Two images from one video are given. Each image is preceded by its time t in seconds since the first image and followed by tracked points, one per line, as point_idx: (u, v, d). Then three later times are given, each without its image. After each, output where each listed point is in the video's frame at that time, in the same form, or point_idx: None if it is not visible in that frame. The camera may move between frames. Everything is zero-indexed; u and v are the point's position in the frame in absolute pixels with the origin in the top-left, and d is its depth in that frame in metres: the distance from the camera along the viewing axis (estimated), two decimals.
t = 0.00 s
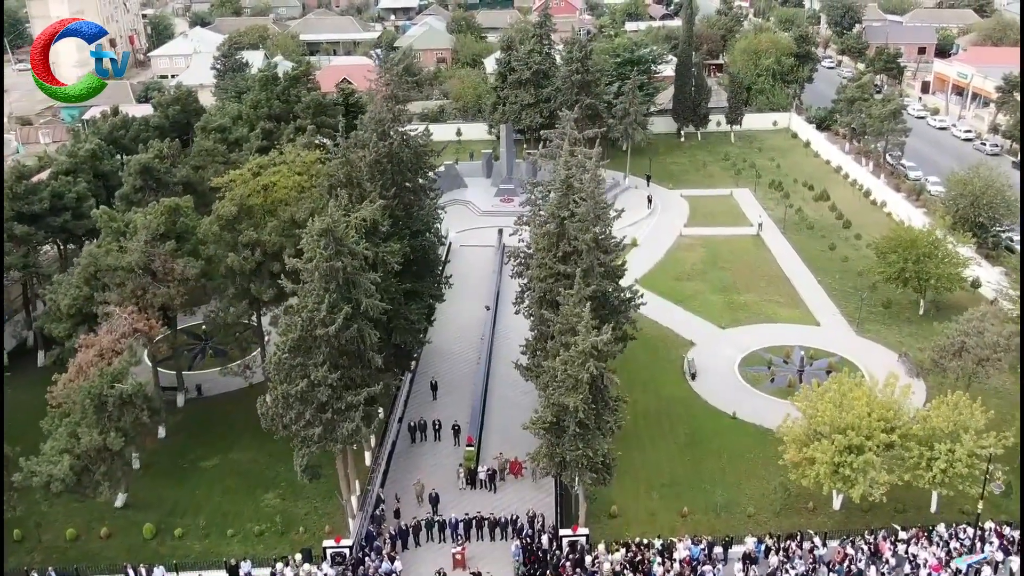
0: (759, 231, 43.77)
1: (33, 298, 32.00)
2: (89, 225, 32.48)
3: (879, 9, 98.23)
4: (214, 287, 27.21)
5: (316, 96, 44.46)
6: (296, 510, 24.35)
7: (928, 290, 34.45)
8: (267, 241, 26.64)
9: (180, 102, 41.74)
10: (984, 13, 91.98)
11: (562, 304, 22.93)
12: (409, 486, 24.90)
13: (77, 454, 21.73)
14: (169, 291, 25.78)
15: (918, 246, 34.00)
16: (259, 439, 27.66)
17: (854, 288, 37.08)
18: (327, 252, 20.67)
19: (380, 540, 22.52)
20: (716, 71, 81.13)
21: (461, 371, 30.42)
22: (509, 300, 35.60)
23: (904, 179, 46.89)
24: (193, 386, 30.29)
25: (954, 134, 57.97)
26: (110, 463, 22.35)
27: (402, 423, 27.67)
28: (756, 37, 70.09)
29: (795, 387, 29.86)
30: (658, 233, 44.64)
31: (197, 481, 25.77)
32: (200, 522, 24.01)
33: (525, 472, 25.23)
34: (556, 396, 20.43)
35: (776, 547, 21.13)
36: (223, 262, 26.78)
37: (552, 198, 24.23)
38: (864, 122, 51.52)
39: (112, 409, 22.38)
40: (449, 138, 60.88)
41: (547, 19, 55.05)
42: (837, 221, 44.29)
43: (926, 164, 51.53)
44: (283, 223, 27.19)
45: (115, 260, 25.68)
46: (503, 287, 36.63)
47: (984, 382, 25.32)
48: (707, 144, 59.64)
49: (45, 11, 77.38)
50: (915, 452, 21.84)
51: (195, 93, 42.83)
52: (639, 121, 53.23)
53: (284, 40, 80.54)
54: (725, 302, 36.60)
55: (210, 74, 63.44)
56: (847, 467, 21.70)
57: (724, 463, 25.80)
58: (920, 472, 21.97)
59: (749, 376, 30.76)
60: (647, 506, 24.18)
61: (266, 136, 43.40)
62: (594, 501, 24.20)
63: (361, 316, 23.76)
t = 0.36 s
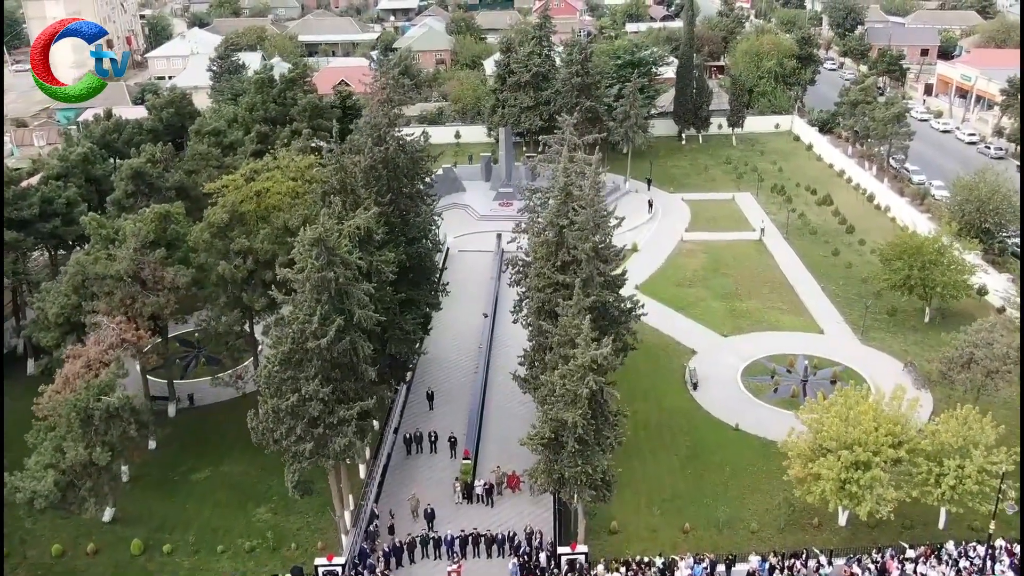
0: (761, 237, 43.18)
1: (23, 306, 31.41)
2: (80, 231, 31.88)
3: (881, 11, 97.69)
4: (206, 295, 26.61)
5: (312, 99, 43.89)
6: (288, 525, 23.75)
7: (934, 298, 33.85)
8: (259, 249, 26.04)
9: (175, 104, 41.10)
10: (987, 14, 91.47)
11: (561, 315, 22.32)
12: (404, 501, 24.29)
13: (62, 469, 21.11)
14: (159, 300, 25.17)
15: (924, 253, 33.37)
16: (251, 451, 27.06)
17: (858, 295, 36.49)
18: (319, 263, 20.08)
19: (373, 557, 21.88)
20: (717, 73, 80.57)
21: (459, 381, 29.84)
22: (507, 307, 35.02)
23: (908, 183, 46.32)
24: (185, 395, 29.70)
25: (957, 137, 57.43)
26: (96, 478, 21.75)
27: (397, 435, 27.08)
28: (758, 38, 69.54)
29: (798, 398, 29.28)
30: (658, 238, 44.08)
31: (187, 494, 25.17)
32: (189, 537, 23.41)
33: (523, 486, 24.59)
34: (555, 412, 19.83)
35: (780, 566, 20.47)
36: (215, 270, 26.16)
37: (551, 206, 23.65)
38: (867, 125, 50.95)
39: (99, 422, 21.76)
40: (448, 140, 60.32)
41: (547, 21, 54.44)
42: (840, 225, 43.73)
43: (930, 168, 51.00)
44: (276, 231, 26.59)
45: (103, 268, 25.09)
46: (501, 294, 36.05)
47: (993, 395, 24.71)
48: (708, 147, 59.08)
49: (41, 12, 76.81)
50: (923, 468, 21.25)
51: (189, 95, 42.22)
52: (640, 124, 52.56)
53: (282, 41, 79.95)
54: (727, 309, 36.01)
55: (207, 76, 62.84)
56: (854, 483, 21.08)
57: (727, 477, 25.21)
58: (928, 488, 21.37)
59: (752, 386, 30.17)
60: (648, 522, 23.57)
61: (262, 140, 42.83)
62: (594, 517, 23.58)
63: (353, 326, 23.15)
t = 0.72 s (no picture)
0: (764, 243, 42.50)
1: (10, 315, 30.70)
2: (68, 238, 31.18)
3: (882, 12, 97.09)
4: (195, 305, 25.92)
5: (307, 102, 43.21)
6: (279, 544, 23.06)
7: (940, 307, 33.17)
8: (249, 259, 25.33)
9: (167, 108, 40.29)
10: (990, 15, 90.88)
11: (559, 329, 21.64)
12: (398, 519, 23.61)
13: (43, 488, 20.40)
14: (147, 311, 24.46)
15: (931, 261, 32.67)
16: (242, 465, 26.37)
17: (863, 304, 35.82)
18: (308, 275, 19.43)
19: None
20: (718, 75, 79.85)
21: (455, 393, 29.17)
22: (505, 316, 34.35)
23: (913, 188, 45.68)
24: (175, 407, 29.05)
25: (962, 141, 56.85)
26: (78, 497, 21.04)
27: (392, 450, 26.39)
28: (759, 40, 68.88)
29: (803, 410, 28.60)
30: (659, 243, 43.38)
31: (175, 511, 24.47)
32: (176, 556, 22.72)
33: (520, 504, 23.87)
34: (553, 431, 19.16)
35: None
36: (203, 280, 25.43)
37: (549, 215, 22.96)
38: (871, 129, 50.31)
39: (82, 439, 21.04)
40: (446, 144, 59.67)
41: (546, 23, 53.72)
42: (843, 232, 43.10)
43: (935, 173, 50.42)
44: (267, 240, 25.92)
45: (89, 279, 24.38)
46: (499, 302, 35.38)
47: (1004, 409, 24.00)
48: (710, 150, 58.39)
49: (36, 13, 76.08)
50: (933, 488, 20.55)
51: (182, 99, 41.49)
52: (641, 128, 51.42)
53: (279, 42, 79.25)
54: (729, 317, 35.31)
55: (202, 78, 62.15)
56: (862, 504, 20.36)
57: (730, 493, 24.51)
58: (938, 508, 20.67)
59: (755, 398, 29.49)
60: (648, 541, 22.88)
61: (257, 144, 42.16)
62: (593, 536, 22.89)
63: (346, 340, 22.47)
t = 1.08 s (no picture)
0: (767, 248, 41.85)
1: None
2: (56, 246, 30.48)
3: (885, 12, 96.39)
4: (184, 316, 25.20)
5: (303, 105, 42.56)
6: (268, 564, 22.37)
7: (947, 315, 32.51)
8: (239, 269, 24.64)
9: (160, 112, 39.36)
10: (993, 16, 90.20)
11: (557, 343, 20.94)
12: (391, 537, 22.91)
13: (23, 509, 19.64)
14: (133, 322, 23.74)
15: (938, 269, 31.95)
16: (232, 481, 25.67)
17: (868, 312, 35.16)
18: (298, 289, 18.75)
19: None
20: (720, 76, 79.18)
21: (451, 405, 28.49)
22: (503, 324, 33.68)
23: (918, 193, 45.05)
24: (164, 419, 28.39)
25: (967, 143, 56.24)
26: (61, 517, 20.30)
27: (387, 464, 25.69)
28: (761, 42, 68.22)
29: (808, 423, 27.90)
30: (660, 249, 42.70)
31: (162, 528, 23.76)
32: None
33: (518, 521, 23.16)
34: (551, 451, 18.46)
35: None
36: (192, 291, 24.69)
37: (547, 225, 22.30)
38: (875, 132, 49.67)
39: (64, 457, 20.24)
40: (444, 146, 59.00)
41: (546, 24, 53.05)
42: (847, 237, 42.47)
43: (940, 176, 49.80)
44: (258, 249, 25.24)
45: (74, 290, 23.62)
46: (497, 311, 34.72)
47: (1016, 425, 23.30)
48: (711, 154, 57.73)
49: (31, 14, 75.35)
50: (944, 508, 19.80)
51: (176, 102, 40.79)
52: (642, 131, 50.77)
53: (276, 44, 78.57)
54: (732, 326, 34.63)
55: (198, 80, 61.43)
56: (871, 525, 19.62)
57: (733, 511, 23.81)
58: (950, 530, 19.89)
59: (758, 409, 28.79)
60: (650, 561, 22.18)
61: (251, 148, 41.50)
62: (593, 555, 22.19)
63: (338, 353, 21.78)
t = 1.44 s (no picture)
0: (770, 254, 41.18)
1: None
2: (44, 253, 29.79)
3: (889, 13, 95.67)
4: (172, 327, 24.49)
5: (298, 108, 41.87)
6: None
7: (955, 324, 31.80)
8: (228, 279, 23.94)
9: (152, 114, 38.60)
10: (997, 17, 89.48)
11: (556, 357, 20.25)
12: (384, 556, 22.18)
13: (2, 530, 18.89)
14: (119, 334, 23.04)
15: (946, 277, 31.22)
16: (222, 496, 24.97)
17: (874, 320, 34.47)
18: (286, 303, 18.03)
19: None
20: (722, 78, 78.53)
21: (448, 418, 27.81)
22: (501, 333, 33.01)
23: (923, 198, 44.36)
24: (154, 431, 27.75)
25: (972, 146, 55.58)
26: (41, 538, 19.55)
27: (381, 479, 24.99)
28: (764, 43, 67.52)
29: (813, 436, 27.21)
30: (662, 255, 42.01)
31: (149, 546, 23.02)
32: None
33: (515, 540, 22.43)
34: (548, 472, 17.74)
35: None
36: (180, 302, 23.96)
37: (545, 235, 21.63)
38: (880, 136, 48.99)
39: (46, 475, 19.48)
40: (443, 149, 58.29)
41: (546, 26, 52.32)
42: (851, 242, 41.80)
43: (945, 180, 49.13)
44: (248, 258, 24.55)
45: (58, 300, 22.89)
46: (495, 319, 34.05)
47: None
48: (713, 157, 57.03)
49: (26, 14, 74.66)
50: (956, 530, 18.91)
51: (168, 105, 40.09)
52: (642, 135, 49.94)
53: (274, 44, 77.88)
54: (735, 334, 33.95)
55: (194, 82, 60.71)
56: (881, 548, 18.79)
57: (736, 528, 23.11)
58: (963, 552, 18.93)
59: (762, 422, 28.08)
60: None
61: (245, 151, 40.81)
62: None
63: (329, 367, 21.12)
